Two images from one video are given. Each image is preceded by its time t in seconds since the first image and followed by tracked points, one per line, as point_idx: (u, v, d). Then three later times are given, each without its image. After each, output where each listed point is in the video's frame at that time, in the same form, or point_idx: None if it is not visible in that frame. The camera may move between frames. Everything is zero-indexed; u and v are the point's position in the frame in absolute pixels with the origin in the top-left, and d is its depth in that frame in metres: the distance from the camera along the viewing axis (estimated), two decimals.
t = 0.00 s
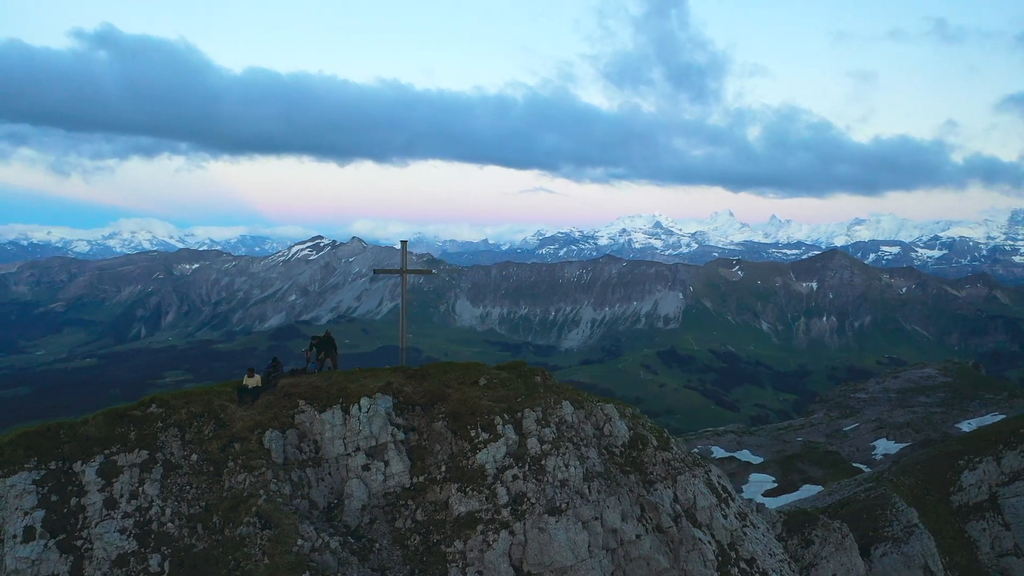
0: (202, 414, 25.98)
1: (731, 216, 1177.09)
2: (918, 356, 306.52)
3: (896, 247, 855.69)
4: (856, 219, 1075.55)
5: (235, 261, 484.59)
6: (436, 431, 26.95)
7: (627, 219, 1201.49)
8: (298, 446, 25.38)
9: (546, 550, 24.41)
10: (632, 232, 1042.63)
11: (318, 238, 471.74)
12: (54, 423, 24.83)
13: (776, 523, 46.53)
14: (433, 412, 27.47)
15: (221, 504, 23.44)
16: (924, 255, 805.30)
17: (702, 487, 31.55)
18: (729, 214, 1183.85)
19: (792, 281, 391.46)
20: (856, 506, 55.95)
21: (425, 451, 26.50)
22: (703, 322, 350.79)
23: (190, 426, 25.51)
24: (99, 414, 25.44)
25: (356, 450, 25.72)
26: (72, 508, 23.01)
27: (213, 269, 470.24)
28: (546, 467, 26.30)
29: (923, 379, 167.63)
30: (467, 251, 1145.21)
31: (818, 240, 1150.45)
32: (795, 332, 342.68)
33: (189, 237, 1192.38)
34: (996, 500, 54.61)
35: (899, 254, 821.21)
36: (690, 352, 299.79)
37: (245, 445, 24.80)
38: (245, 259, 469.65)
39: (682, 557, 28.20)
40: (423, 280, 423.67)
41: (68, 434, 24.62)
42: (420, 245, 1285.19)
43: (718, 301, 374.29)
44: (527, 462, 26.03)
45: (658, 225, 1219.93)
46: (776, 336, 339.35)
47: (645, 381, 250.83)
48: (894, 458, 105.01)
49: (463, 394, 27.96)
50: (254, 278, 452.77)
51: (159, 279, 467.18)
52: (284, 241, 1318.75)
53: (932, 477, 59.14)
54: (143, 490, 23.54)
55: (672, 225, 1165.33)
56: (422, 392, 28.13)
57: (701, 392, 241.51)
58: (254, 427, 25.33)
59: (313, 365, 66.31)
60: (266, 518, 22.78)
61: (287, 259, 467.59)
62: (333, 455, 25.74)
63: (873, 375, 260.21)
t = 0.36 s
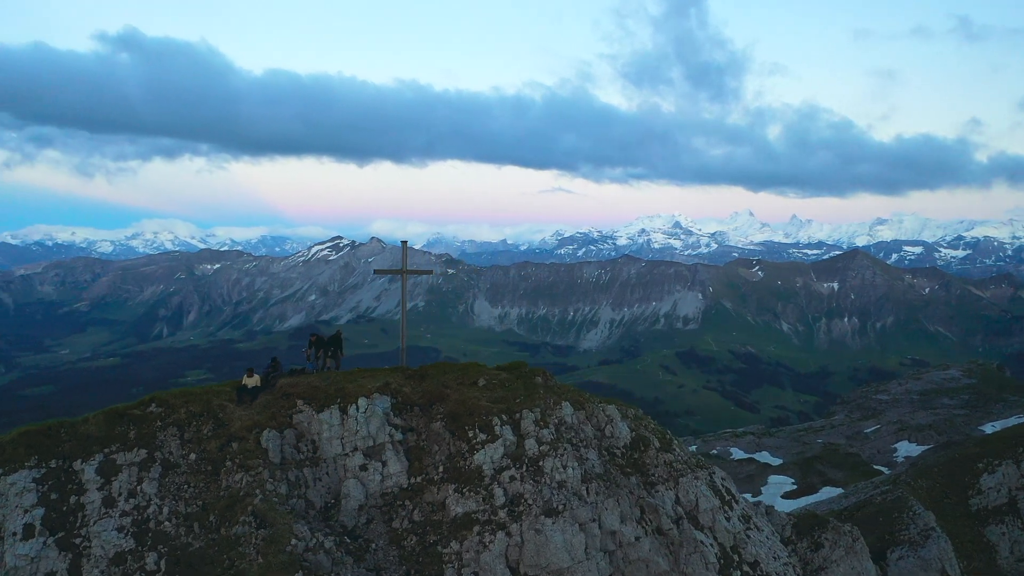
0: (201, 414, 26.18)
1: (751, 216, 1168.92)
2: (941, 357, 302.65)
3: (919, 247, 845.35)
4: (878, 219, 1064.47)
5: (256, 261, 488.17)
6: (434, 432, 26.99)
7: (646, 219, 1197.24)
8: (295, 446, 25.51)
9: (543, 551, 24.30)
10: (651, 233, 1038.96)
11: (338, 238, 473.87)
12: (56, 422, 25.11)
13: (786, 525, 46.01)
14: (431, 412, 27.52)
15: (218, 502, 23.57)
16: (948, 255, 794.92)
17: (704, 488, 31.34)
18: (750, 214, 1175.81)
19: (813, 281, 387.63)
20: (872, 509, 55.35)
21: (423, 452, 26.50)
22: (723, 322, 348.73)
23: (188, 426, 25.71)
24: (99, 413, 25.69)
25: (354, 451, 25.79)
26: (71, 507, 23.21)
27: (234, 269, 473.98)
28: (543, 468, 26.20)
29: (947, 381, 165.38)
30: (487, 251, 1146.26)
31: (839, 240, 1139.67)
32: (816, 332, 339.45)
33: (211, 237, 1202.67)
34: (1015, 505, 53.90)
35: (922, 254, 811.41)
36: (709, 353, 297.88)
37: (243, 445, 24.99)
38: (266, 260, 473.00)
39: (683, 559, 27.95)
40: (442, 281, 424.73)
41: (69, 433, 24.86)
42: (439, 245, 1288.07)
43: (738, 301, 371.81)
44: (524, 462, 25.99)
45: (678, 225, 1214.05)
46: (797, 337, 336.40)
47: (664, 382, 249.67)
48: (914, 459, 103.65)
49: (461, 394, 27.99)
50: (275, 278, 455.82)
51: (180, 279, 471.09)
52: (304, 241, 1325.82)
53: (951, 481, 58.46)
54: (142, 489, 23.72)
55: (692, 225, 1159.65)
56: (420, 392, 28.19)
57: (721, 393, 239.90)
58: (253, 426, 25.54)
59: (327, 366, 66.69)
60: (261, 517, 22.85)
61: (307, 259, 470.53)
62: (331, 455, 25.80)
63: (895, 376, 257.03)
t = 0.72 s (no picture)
0: (201, 413, 26.35)
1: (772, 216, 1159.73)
2: (965, 359, 298.53)
3: (942, 247, 834.09)
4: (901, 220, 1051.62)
5: (276, 261, 491.32)
6: (432, 432, 27.00)
7: (666, 219, 1191.61)
8: (293, 445, 25.63)
9: (539, 552, 24.15)
10: (671, 233, 1034.45)
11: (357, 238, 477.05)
12: (58, 421, 25.37)
13: (795, 527, 45.81)
14: (431, 413, 27.56)
15: (215, 502, 23.67)
16: (972, 256, 783.79)
17: (708, 490, 31.08)
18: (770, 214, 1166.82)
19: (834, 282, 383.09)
20: (889, 512, 54.94)
21: (421, 452, 26.50)
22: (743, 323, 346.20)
23: (188, 425, 25.91)
24: (100, 412, 25.90)
25: (352, 451, 25.82)
26: (71, 504, 23.41)
27: (255, 269, 477.25)
28: (540, 468, 26.11)
29: (971, 383, 163.08)
30: (506, 251, 1146.49)
31: (861, 240, 1127.49)
32: (837, 333, 336.18)
33: (232, 238, 1212.99)
34: None
35: (946, 254, 800.48)
36: (729, 354, 295.80)
37: (242, 444, 25.16)
38: (286, 260, 475.97)
39: (683, 562, 27.74)
40: (461, 281, 425.23)
41: (70, 432, 25.08)
42: (458, 245, 1289.40)
43: (758, 302, 368.96)
44: (522, 463, 25.92)
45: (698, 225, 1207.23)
46: (818, 338, 333.02)
47: (683, 383, 248.24)
48: (935, 462, 102.26)
49: (461, 394, 28.02)
50: (295, 279, 458.41)
51: (202, 279, 475.15)
52: (324, 242, 1332.60)
53: (971, 483, 57.78)
54: (140, 487, 23.89)
55: (712, 225, 1152.82)
56: (419, 392, 28.27)
57: (741, 394, 237.95)
58: (251, 426, 25.67)
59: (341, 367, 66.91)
60: (257, 517, 22.93)
61: (327, 260, 473.11)
62: (329, 454, 25.86)
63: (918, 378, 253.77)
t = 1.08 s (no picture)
0: (200, 412, 26.52)
1: (793, 215, 1149.86)
2: (991, 360, 294.12)
3: (968, 247, 822.69)
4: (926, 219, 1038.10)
5: (298, 261, 494.72)
6: (430, 432, 26.99)
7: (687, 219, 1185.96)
8: (290, 444, 25.75)
9: (535, 553, 24.05)
10: (692, 233, 1029.44)
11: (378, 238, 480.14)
12: (59, 419, 25.65)
13: (805, 531, 45.31)
14: (429, 413, 27.55)
15: (212, 501, 23.78)
16: (999, 255, 771.87)
17: (711, 492, 30.83)
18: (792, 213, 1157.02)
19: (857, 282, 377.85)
20: (907, 515, 54.38)
21: (419, 452, 26.45)
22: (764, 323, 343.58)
23: (188, 424, 26.11)
24: (100, 411, 26.14)
25: (350, 450, 25.86)
26: (71, 503, 23.63)
27: (277, 269, 480.94)
28: (538, 469, 26.02)
29: (997, 386, 160.56)
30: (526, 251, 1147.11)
31: (885, 239, 1114.56)
32: (860, 334, 332.72)
33: (254, 239, 1223.60)
34: None
35: (972, 254, 789.21)
36: (750, 354, 293.82)
37: (239, 443, 25.29)
38: (307, 260, 479.10)
39: (683, 565, 27.50)
40: (480, 280, 425.72)
41: (71, 430, 25.34)
42: (479, 245, 1291.73)
43: (779, 302, 365.97)
44: (519, 464, 25.84)
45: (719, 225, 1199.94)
46: (841, 339, 329.59)
47: (703, 383, 246.82)
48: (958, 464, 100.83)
49: (459, 395, 28.03)
50: (316, 278, 461.33)
51: (225, 279, 479.51)
52: (344, 243, 1341.56)
53: (991, 486, 56.92)
54: (138, 486, 24.04)
55: (733, 225, 1145.70)
56: (418, 392, 28.29)
57: (762, 395, 236.28)
58: (249, 425, 25.80)
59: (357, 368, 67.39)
60: (253, 517, 23.03)
61: (347, 260, 475.81)
62: (327, 454, 25.93)
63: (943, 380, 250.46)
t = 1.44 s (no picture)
0: (200, 412, 26.70)
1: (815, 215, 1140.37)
2: (1016, 361, 289.80)
3: (993, 246, 811.70)
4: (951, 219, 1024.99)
5: (318, 261, 497.71)
6: (428, 432, 26.96)
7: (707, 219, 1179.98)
8: (288, 444, 25.83)
9: (530, 554, 23.90)
10: (712, 234, 1023.92)
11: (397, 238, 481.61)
12: (61, 417, 25.90)
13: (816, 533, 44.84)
14: (427, 413, 27.49)
15: (209, 501, 23.89)
16: None
17: (713, 494, 30.53)
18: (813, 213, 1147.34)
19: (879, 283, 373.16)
20: (925, 518, 53.67)
21: (418, 452, 26.48)
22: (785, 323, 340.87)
23: (187, 423, 26.30)
24: (102, 410, 26.39)
25: (348, 450, 25.87)
26: (70, 500, 23.83)
27: (297, 269, 484.05)
28: (536, 470, 25.90)
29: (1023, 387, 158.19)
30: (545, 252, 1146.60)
31: (908, 239, 1101.99)
32: (882, 334, 329.21)
33: (274, 239, 1232.63)
34: None
35: (997, 254, 778.41)
36: (771, 355, 291.68)
37: (237, 442, 25.41)
38: (327, 260, 481.72)
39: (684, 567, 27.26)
40: (499, 280, 425.91)
41: (73, 429, 25.58)
42: (498, 245, 1293.25)
43: (800, 302, 362.87)
44: (517, 464, 25.77)
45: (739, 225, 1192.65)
46: (862, 340, 326.21)
47: (724, 384, 245.29)
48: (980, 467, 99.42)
49: (457, 395, 28.03)
50: (336, 279, 463.63)
51: (246, 279, 483.04)
52: (363, 244, 1348.62)
53: (1012, 491, 56.00)
54: (137, 483, 24.23)
55: (754, 225, 1138.04)
56: (417, 392, 28.32)
57: (783, 396, 234.39)
58: (247, 424, 25.94)
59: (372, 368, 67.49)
60: (248, 516, 23.09)
61: (367, 260, 477.88)
62: (324, 453, 25.98)
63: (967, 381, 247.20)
